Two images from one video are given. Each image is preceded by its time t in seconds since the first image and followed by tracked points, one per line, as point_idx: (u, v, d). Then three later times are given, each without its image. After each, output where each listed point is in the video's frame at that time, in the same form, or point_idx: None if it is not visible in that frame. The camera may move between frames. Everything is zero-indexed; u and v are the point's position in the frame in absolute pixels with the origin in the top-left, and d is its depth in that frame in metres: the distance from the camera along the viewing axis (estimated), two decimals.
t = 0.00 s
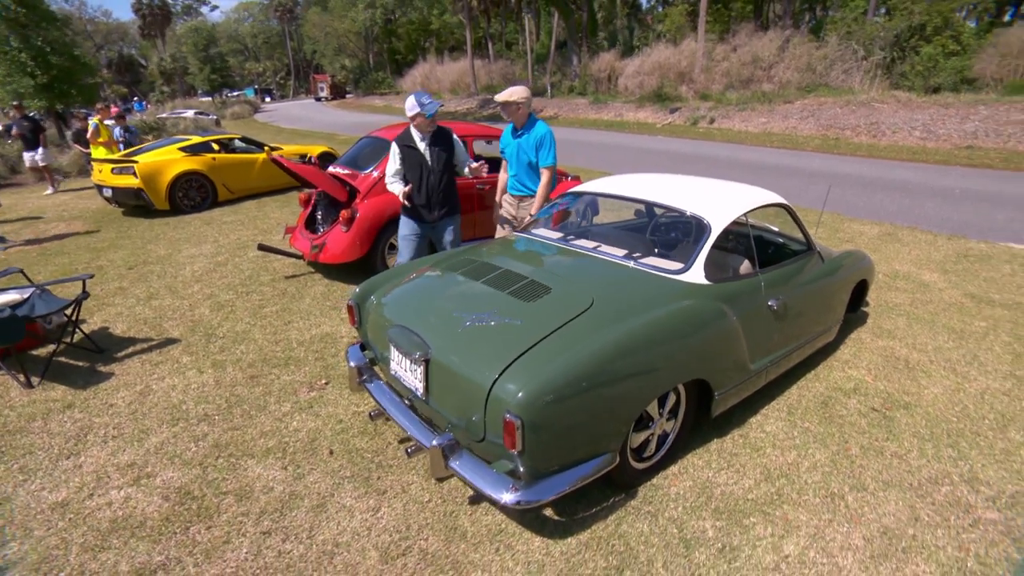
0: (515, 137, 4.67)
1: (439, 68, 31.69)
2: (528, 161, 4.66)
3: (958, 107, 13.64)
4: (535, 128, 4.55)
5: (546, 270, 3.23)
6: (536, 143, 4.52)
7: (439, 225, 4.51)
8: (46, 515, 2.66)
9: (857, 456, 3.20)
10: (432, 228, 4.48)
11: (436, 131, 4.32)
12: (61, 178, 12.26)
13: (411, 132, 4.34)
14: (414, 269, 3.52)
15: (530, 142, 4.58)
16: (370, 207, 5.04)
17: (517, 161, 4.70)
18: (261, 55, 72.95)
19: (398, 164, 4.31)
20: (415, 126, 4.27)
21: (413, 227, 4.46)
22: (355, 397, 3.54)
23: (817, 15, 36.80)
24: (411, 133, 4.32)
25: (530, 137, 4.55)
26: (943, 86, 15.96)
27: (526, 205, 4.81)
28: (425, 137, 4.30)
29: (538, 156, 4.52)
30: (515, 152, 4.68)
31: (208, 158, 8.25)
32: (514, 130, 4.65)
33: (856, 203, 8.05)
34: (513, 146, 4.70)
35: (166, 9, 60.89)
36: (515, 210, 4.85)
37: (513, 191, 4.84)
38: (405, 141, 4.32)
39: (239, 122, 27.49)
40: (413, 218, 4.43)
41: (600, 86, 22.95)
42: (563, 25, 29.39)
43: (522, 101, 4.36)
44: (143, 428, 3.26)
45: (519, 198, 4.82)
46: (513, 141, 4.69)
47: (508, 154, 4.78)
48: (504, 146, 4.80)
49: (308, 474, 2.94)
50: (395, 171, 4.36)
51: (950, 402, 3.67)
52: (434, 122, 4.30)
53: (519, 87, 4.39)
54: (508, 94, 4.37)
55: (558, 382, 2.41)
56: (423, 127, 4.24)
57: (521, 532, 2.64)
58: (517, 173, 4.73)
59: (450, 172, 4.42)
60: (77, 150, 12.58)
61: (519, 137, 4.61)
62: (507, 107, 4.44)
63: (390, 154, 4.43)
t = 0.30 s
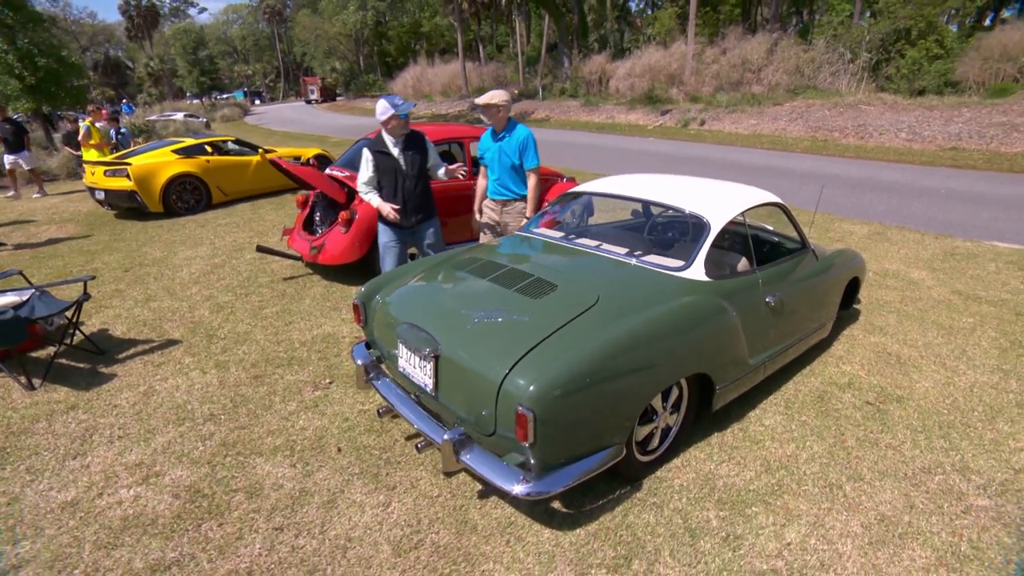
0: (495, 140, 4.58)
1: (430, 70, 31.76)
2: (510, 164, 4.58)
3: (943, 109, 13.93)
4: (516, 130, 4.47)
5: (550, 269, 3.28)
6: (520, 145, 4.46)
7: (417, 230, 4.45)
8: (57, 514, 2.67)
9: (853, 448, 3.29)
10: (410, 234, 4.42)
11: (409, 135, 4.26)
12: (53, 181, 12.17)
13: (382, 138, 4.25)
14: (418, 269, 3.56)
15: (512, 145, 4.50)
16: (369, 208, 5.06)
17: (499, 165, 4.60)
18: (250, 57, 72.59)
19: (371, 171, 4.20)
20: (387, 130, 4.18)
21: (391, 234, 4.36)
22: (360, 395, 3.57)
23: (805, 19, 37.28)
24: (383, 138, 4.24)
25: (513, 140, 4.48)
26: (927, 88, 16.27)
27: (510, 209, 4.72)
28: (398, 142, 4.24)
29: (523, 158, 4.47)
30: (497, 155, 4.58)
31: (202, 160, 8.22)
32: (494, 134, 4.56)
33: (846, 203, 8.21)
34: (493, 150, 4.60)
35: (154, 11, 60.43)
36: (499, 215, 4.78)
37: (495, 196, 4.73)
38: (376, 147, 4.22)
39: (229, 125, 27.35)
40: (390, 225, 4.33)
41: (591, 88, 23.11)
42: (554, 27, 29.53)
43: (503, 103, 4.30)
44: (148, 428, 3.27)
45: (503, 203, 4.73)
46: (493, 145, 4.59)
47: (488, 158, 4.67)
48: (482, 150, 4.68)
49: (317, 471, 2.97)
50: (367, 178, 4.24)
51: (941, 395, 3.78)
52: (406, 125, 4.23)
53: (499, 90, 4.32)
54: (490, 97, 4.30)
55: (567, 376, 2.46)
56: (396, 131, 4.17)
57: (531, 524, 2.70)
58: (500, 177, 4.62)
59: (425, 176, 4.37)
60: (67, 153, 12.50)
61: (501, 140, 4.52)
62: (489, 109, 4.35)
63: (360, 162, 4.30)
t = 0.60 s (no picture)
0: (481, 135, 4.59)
1: (428, 68, 31.75)
2: (496, 158, 4.57)
3: (938, 107, 14.04)
4: (502, 124, 4.49)
5: (555, 266, 3.32)
6: (506, 139, 4.46)
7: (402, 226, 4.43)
8: (69, 510, 2.70)
9: (854, 441, 3.34)
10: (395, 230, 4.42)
11: (389, 130, 4.22)
12: (53, 181, 12.14)
13: (362, 133, 4.22)
14: (424, 267, 3.59)
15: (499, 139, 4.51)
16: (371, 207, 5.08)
17: (485, 159, 4.59)
18: (246, 56, 72.41)
19: (352, 168, 4.20)
20: (366, 126, 4.15)
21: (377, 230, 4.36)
22: (366, 393, 3.61)
23: (801, 17, 37.44)
24: (363, 133, 4.20)
25: (499, 134, 4.48)
26: (923, 87, 16.37)
27: (497, 205, 4.71)
28: (378, 137, 4.20)
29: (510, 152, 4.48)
30: (483, 150, 4.58)
31: (201, 160, 8.21)
32: (481, 128, 4.57)
33: (845, 201, 8.29)
34: (480, 145, 4.60)
35: (149, 10, 60.21)
36: (486, 210, 4.77)
37: (482, 191, 4.71)
38: (357, 143, 4.20)
39: (226, 124, 27.30)
40: (374, 221, 4.34)
41: (588, 87, 23.15)
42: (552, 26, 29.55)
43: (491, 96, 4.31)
44: (157, 426, 3.30)
45: (490, 198, 4.71)
46: (480, 140, 4.59)
47: (475, 153, 4.67)
48: (469, 145, 4.69)
49: (326, 467, 3.00)
50: (350, 176, 4.25)
51: (938, 389, 3.84)
52: (386, 120, 4.18)
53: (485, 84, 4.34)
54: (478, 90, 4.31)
55: (576, 371, 2.50)
56: (375, 127, 4.14)
57: (539, 517, 2.74)
58: (486, 172, 4.61)
59: (407, 170, 4.33)
60: (65, 153, 12.47)
61: (488, 134, 4.53)
62: (476, 103, 4.35)
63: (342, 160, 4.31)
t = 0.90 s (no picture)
0: (463, 138, 4.54)
1: (420, 68, 31.69)
2: (480, 161, 4.53)
3: (925, 112, 14.24)
4: (484, 127, 4.45)
5: (550, 266, 3.33)
6: (489, 140, 4.43)
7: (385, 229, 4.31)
8: (57, 512, 2.67)
9: (843, 441, 3.38)
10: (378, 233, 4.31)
11: (371, 132, 4.06)
12: (39, 178, 12.01)
13: (344, 135, 4.09)
14: (418, 267, 3.58)
15: (482, 141, 4.48)
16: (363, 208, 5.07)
17: (468, 162, 4.55)
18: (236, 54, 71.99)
19: (333, 171, 4.11)
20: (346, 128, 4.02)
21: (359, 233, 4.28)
22: (359, 393, 3.60)
23: (791, 22, 37.80)
24: (343, 135, 4.07)
25: (482, 136, 4.45)
26: (910, 91, 16.59)
27: (480, 207, 4.66)
28: (358, 140, 4.05)
29: (493, 154, 4.46)
30: (466, 153, 4.54)
31: (192, 158, 8.15)
32: (462, 131, 4.51)
33: (835, 204, 8.37)
34: (462, 149, 4.56)
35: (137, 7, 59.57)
36: (469, 213, 4.72)
37: (466, 194, 4.66)
38: (338, 145, 4.09)
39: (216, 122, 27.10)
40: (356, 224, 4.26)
41: (580, 89, 23.21)
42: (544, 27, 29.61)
43: (474, 102, 4.23)
44: (147, 426, 3.28)
45: (474, 201, 4.65)
46: (462, 144, 4.55)
47: (457, 157, 4.62)
48: (450, 149, 4.62)
49: (320, 468, 2.99)
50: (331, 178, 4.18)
51: (926, 390, 3.90)
52: (368, 123, 4.02)
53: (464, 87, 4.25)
54: (459, 94, 4.21)
55: (571, 372, 2.51)
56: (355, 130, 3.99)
57: (533, 517, 2.75)
58: (470, 175, 4.56)
59: (389, 173, 4.18)
60: (52, 149, 12.32)
61: (470, 137, 4.48)
62: (458, 108, 4.27)
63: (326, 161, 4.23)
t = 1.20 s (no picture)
0: (450, 145, 4.43)
1: (421, 71, 31.77)
2: (467, 170, 4.43)
3: (927, 112, 14.22)
4: (472, 134, 4.33)
5: (553, 269, 3.33)
6: (476, 149, 4.32)
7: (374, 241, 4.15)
8: (63, 516, 2.67)
9: (849, 442, 3.37)
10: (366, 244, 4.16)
11: (363, 141, 3.88)
12: (45, 182, 12.06)
13: (336, 141, 3.93)
14: (421, 269, 3.57)
15: (469, 149, 4.36)
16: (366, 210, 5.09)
17: (455, 170, 4.45)
18: (239, 58, 72.22)
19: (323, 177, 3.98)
20: (338, 135, 3.85)
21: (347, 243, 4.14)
22: (364, 396, 3.60)
23: (792, 23, 37.79)
24: (335, 142, 3.91)
25: (469, 144, 4.33)
26: (912, 91, 16.56)
27: (469, 215, 4.59)
28: (349, 148, 3.88)
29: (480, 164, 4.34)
30: (453, 161, 4.43)
31: (195, 162, 8.17)
32: (449, 139, 4.40)
33: (839, 204, 8.35)
34: (449, 156, 4.45)
35: (140, 11, 59.77)
36: (458, 221, 4.64)
37: (453, 203, 4.57)
38: (329, 152, 3.94)
39: (219, 126, 27.14)
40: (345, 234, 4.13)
41: (582, 90, 23.21)
42: (546, 29, 29.65)
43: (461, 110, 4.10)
44: (152, 430, 3.28)
45: (462, 210, 4.58)
46: (449, 151, 4.43)
47: (444, 164, 4.51)
48: (437, 156, 4.51)
49: (324, 471, 2.98)
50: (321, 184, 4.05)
51: (932, 390, 3.88)
52: (361, 131, 3.84)
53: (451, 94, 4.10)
54: (445, 101, 4.07)
55: (575, 373, 2.50)
56: (346, 138, 3.83)
57: (539, 519, 2.74)
58: (457, 184, 4.47)
59: (380, 184, 4.01)
60: (55, 154, 12.36)
61: (457, 144, 4.37)
62: (445, 116, 4.14)
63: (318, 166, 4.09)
